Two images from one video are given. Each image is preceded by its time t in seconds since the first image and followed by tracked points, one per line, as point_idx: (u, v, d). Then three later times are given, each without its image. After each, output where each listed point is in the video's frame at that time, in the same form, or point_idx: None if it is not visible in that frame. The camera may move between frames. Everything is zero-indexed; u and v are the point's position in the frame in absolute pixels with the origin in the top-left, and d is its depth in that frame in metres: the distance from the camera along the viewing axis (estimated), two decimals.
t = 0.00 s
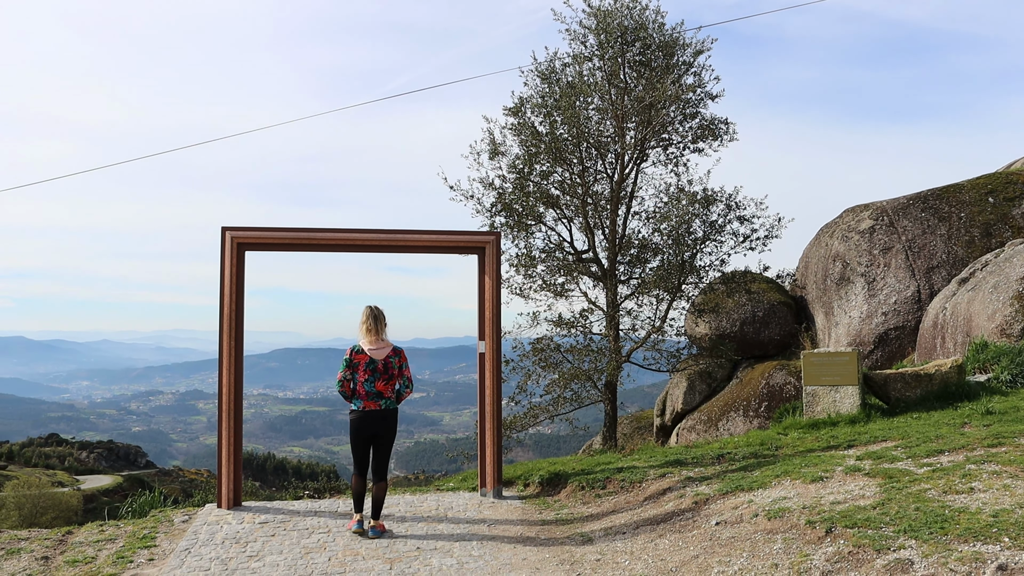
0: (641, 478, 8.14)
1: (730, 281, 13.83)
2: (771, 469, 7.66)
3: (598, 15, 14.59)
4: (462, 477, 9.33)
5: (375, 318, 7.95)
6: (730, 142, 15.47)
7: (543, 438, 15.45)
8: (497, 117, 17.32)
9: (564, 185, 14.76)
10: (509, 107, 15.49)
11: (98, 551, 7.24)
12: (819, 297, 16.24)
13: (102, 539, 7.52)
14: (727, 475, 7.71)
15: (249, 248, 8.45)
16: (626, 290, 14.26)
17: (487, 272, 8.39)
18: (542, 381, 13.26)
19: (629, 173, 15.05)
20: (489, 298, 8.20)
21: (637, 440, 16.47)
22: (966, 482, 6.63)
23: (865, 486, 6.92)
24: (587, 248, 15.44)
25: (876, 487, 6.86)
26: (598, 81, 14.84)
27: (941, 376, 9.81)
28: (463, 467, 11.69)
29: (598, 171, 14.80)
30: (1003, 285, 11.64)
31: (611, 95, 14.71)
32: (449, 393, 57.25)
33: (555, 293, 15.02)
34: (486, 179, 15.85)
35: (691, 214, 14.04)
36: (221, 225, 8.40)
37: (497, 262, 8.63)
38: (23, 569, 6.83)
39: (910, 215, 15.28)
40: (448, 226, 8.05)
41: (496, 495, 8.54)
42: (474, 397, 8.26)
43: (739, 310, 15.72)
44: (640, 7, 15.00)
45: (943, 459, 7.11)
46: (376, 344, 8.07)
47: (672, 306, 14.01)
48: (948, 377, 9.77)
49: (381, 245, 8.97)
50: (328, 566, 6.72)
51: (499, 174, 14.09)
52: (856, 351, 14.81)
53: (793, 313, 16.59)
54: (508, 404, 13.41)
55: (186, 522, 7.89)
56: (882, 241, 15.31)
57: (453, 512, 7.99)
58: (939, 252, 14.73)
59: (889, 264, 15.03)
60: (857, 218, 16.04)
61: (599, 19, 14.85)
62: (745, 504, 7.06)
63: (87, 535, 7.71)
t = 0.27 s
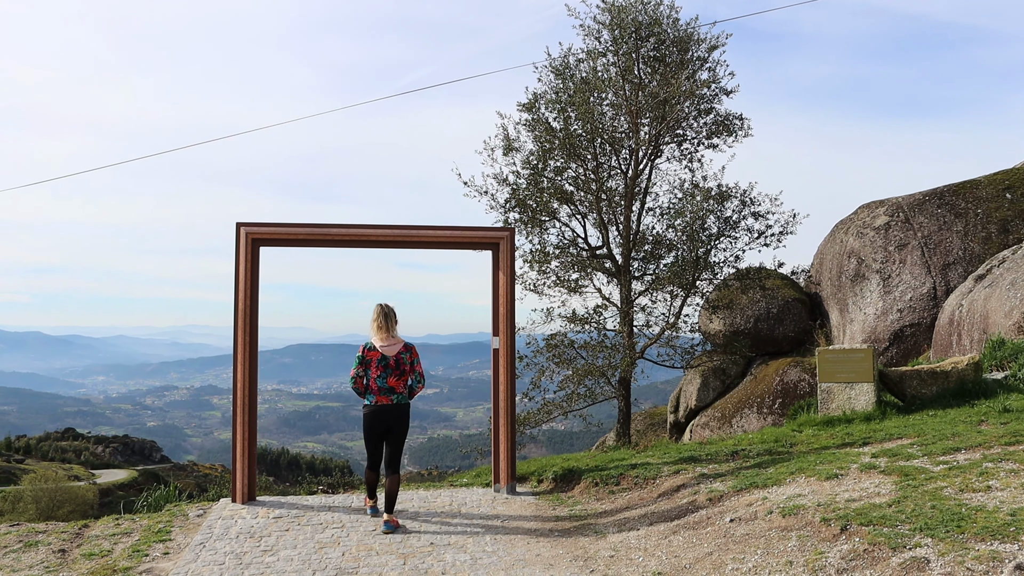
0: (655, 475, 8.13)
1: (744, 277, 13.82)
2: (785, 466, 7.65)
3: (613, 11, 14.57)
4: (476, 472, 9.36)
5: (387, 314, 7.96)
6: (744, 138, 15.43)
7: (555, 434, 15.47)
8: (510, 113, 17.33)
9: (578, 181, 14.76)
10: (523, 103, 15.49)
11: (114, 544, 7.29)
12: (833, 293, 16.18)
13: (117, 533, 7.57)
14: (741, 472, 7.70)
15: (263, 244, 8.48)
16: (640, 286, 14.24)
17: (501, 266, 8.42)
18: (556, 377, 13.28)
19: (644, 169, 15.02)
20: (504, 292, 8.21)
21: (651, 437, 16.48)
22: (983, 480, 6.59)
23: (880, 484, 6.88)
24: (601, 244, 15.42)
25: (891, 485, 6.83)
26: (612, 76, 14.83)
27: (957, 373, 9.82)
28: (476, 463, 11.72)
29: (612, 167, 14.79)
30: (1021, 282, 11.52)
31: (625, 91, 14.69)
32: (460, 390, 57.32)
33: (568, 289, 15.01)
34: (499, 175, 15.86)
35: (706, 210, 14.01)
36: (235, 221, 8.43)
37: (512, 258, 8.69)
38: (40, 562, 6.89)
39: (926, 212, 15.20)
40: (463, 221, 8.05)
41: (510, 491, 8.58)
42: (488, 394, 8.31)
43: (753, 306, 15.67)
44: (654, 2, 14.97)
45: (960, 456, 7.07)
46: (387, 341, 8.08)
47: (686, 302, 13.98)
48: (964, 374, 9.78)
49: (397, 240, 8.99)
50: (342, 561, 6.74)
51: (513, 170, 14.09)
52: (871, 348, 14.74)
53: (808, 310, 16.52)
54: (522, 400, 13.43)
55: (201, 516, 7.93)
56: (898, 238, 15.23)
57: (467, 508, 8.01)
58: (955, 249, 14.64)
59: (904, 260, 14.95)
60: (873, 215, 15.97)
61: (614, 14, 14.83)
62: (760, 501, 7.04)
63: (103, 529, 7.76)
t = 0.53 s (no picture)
0: (665, 472, 8.14)
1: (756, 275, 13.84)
2: (796, 464, 7.65)
3: (625, 8, 14.57)
4: (486, 469, 9.37)
5: (393, 309, 7.99)
6: (756, 136, 15.42)
7: (564, 432, 15.48)
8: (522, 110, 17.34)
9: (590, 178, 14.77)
10: (535, 99, 15.51)
11: (125, 538, 7.32)
12: (845, 292, 16.14)
13: (129, 527, 7.61)
14: (751, 471, 7.70)
15: (275, 240, 8.51)
16: (651, 283, 14.25)
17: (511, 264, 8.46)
18: (566, 374, 13.34)
19: (656, 166, 15.02)
20: (515, 289, 8.22)
21: (661, 434, 16.50)
22: (995, 480, 6.56)
23: (891, 483, 6.87)
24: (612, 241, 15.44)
25: (902, 484, 6.81)
26: (624, 73, 14.83)
27: (970, 372, 9.85)
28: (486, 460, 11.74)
29: (624, 164, 14.80)
30: None
31: (638, 88, 14.70)
32: (467, 387, 57.28)
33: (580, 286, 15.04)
34: (511, 171, 15.87)
35: (717, 207, 14.00)
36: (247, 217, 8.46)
37: (522, 256, 8.74)
38: (52, 555, 6.92)
39: (939, 210, 15.14)
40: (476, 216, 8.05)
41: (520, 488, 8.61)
42: (500, 391, 8.35)
43: (764, 303, 15.64)
44: None
45: (971, 456, 7.05)
46: (394, 337, 8.12)
47: (697, 299, 13.99)
48: (977, 373, 9.82)
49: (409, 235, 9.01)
50: (353, 556, 6.75)
51: (525, 166, 14.11)
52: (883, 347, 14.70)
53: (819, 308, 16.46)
54: (532, 396, 13.48)
55: (211, 511, 7.97)
56: (910, 236, 15.19)
57: (477, 504, 8.03)
58: (968, 248, 14.58)
59: (917, 259, 14.90)
60: (885, 213, 15.92)
61: (626, 11, 14.82)
62: (770, 499, 7.03)
63: (115, 522, 7.81)
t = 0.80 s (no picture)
0: (679, 470, 8.12)
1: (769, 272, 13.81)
2: (811, 461, 7.62)
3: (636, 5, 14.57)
4: (500, 467, 9.38)
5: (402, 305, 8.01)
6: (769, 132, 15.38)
7: (577, 431, 15.49)
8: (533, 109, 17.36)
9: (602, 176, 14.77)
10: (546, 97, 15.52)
11: (141, 537, 7.35)
12: (859, 288, 16.06)
13: (145, 526, 7.65)
14: (766, 468, 7.67)
15: (287, 238, 8.53)
16: (664, 280, 14.23)
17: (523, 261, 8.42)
18: (580, 372, 13.33)
19: (668, 163, 15.00)
20: (527, 285, 8.20)
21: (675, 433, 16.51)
22: (1013, 476, 6.51)
23: (907, 480, 6.82)
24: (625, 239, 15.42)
25: (918, 481, 6.77)
26: (636, 70, 14.82)
27: (986, 368, 9.84)
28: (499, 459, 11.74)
29: (636, 161, 14.79)
30: None
31: (649, 85, 14.68)
32: (480, 388, 57.27)
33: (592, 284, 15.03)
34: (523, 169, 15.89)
35: (730, 204, 13.97)
36: (260, 215, 8.49)
37: (535, 252, 8.69)
38: (69, 554, 6.96)
39: (954, 205, 15.02)
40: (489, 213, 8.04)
41: (534, 485, 8.60)
42: (514, 388, 8.36)
43: (778, 301, 15.57)
44: None
45: (989, 453, 7.00)
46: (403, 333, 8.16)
47: (711, 296, 13.95)
48: (993, 369, 9.81)
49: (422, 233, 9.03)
50: (366, 554, 6.76)
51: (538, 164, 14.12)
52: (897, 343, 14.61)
53: (833, 305, 16.38)
54: (546, 394, 13.50)
55: (226, 509, 8.00)
56: (925, 232, 15.09)
57: (490, 503, 8.03)
58: (983, 243, 14.45)
59: (932, 255, 14.81)
60: (899, 209, 15.82)
61: (637, 8, 14.81)
62: (785, 497, 7.00)
63: (131, 521, 7.85)
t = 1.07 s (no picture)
0: (691, 469, 8.12)
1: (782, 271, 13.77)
2: (823, 461, 7.62)
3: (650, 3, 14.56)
4: (512, 464, 9.40)
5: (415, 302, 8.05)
6: (782, 131, 15.35)
7: (587, 429, 15.50)
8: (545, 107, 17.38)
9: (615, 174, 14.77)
10: (559, 95, 15.52)
11: (154, 532, 7.40)
12: (872, 287, 16.03)
13: (158, 521, 7.70)
14: (779, 467, 7.67)
15: (301, 236, 8.56)
16: (676, 279, 14.22)
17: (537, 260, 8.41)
18: (592, 370, 13.33)
19: (681, 161, 14.98)
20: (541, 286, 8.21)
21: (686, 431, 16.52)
22: None
23: (920, 480, 6.81)
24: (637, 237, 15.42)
25: (932, 481, 6.75)
26: (649, 69, 14.81)
27: (1001, 368, 9.89)
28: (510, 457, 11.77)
29: (649, 159, 14.78)
30: None
31: (663, 83, 14.67)
32: (489, 386, 57.25)
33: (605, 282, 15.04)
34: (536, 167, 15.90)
35: (743, 202, 13.95)
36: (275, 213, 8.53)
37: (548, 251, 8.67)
38: (83, 548, 7.02)
39: (969, 205, 14.96)
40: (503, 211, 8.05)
41: (546, 484, 8.63)
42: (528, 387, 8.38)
43: (790, 300, 15.53)
44: None
45: (1003, 453, 6.97)
46: (416, 329, 8.20)
47: (723, 295, 13.94)
48: (1008, 370, 9.85)
49: (436, 231, 9.04)
50: (379, 551, 6.79)
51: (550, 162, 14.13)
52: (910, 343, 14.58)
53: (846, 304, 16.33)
54: (558, 393, 13.51)
55: (239, 506, 8.04)
56: (939, 231, 15.04)
57: (502, 500, 8.05)
58: (998, 243, 14.41)
59: (945, 254, 14.76)
60: (913, 208, 15.77)
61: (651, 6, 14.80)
62: (797, 496, 7.00)
63: (144, 516, 7.90)
